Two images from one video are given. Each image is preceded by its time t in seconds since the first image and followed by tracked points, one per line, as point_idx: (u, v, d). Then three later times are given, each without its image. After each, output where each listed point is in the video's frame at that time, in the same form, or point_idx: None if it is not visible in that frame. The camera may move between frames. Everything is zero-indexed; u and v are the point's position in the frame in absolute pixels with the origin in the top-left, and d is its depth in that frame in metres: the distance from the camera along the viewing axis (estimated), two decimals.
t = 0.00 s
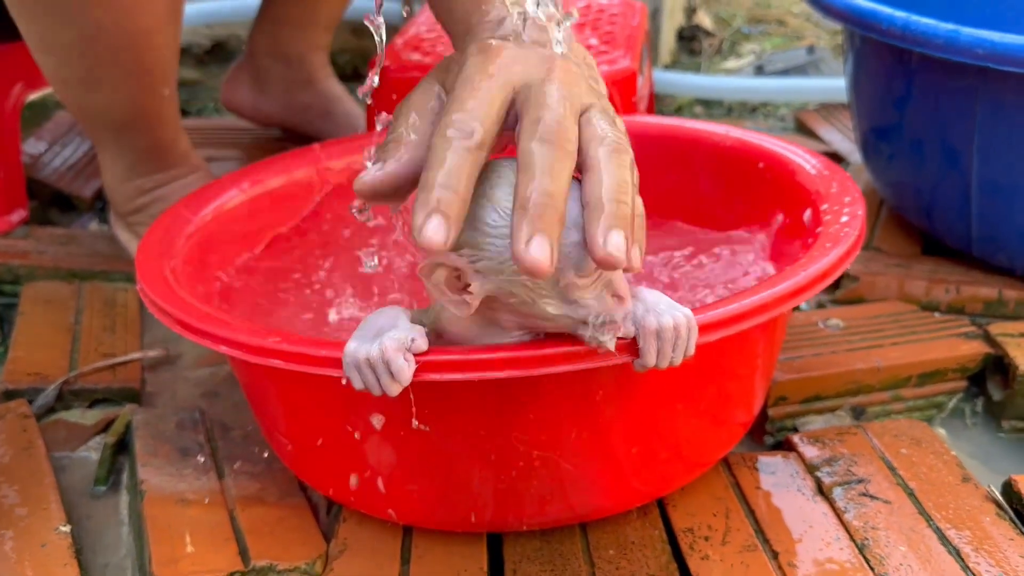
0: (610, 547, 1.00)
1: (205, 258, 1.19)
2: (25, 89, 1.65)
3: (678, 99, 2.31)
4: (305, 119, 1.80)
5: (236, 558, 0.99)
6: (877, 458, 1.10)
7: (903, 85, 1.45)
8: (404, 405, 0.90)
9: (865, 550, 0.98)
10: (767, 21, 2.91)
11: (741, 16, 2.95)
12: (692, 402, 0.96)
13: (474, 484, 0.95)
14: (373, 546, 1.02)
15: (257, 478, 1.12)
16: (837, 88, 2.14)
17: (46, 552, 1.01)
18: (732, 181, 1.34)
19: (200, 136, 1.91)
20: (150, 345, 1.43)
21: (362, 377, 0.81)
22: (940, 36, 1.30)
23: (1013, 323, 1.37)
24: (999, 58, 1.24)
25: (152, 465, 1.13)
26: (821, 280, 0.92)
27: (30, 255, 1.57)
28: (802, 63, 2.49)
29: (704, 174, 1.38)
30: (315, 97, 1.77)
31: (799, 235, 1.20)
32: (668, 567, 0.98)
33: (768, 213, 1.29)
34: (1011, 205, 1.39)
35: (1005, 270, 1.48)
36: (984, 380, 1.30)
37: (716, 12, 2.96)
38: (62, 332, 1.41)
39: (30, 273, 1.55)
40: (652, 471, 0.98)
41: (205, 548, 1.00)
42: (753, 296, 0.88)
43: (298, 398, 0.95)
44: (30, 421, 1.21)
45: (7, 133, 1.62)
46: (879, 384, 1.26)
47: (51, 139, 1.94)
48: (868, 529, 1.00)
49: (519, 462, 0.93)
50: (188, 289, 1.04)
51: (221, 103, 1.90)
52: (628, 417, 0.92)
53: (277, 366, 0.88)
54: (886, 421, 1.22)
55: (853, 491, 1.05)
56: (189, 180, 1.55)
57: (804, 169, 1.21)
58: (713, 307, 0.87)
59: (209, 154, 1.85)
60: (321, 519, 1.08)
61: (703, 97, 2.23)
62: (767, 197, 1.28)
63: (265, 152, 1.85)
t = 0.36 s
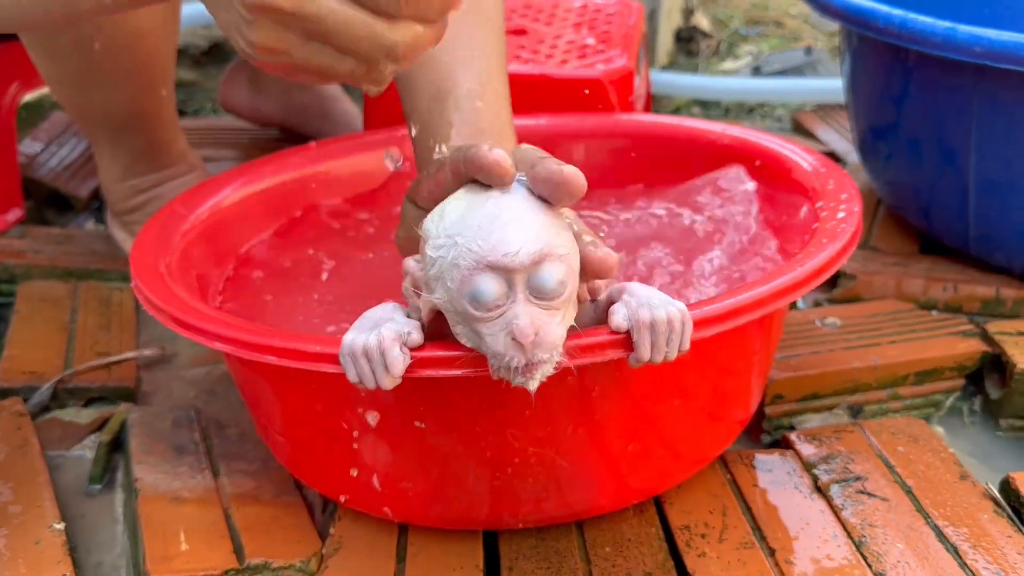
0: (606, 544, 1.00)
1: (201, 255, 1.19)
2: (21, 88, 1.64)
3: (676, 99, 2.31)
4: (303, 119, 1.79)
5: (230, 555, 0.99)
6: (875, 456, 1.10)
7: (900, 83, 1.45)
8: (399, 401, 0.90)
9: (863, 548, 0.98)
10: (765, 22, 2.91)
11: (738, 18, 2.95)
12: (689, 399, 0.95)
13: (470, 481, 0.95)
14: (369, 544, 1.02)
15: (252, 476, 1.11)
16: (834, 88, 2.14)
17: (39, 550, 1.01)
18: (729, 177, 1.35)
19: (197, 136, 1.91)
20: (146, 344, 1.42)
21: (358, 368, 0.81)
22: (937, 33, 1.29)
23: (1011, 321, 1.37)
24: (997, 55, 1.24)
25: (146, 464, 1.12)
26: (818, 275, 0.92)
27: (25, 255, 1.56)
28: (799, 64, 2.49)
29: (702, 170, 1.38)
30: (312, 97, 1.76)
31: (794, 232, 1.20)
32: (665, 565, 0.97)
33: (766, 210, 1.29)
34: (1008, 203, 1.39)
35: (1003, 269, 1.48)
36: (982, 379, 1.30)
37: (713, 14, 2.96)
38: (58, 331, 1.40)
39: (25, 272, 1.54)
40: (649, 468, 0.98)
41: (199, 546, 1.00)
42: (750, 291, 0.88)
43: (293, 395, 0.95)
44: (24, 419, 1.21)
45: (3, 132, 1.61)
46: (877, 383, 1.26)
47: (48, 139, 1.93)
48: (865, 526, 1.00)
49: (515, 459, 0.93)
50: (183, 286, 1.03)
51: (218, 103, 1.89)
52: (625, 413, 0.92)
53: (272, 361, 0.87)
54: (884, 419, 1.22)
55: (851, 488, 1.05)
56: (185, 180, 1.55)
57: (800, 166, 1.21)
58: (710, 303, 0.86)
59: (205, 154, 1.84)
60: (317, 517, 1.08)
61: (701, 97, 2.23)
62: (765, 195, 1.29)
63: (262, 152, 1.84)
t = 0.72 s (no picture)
0: (606, 545, 0.99)
1: (199, 255, 1.18)
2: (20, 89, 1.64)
3: (676, 100, 2.31)
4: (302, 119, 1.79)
5: (228, 555, 0.98)
6: (875, 456, 1.09)
7: (900, 83, 1.44)
8: (398, 400, 0.90)
9: (863, 548, 0.97)
10: (765, 24, 2.91)
11: (738, 19, 2.95)
12: (689, 399, 0.95)
13: (469, 481, 0.94)
14: (368, 543, 1.01)
15: (250, 476, 1.11)
16: (834, 89, 2.14)
17: (36, 550, 1.00)
18: (728, 177, 1.34)
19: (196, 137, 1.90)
20: (144, 343, 1.42)
21: (358, 370, 0.80)
22: (937, 33, 1.29)
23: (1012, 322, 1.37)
24: (997, 55, 1.24)
25: (144, 463, 1.12)
26: (818, 275, 0.91)
27: (24, 255, 1.56)
28: (799, 65, 2.49)
29: (701, 171, 1.37)
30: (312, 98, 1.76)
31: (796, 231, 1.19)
32: (665, 565, 0.97)
33: (766, 211, 1.28)
34: (1008, 204, 1.38)
35: (1003, 269, 1.47)
36: (983, 380, 1.29)
37: (714, 16, 2.96)
38: (56, 331, 1.40)
39: (24, 272, 1.54)
40: (648, 468, 0.98)
41: (197, 545, 0.99)
42: (750, 289, 0.88)
43: (291, 393, 0.95)
44: (22, 419, 1.20)
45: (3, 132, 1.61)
46: (878, 383, 1.26)
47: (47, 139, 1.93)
48: (866, 527, 0.99)
49: (514, 459, 0.92)
50: (181, 284, 1.03)
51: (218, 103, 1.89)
52: (625, 413, 0.92)
53: (270, 358, 0.87)
54: (884, 419, 1.22)
55: (851, 489, 1.05)
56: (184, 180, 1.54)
57: (800, 166, 1.20)
58: (710, 301, 0.86)
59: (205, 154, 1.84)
60: (315, 517, 1.07)
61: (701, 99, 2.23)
62: (765, 195, 1.28)
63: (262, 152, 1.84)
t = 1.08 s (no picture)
0: (607, 546, 0.99)
1: (201, 255, 1.18)
2: (22, 89, 1.64)
3: (677, 102, 2.31)
4: (305, 121, 1.79)
5: (229, 556, 0.98)
6: (877, 458, 1.09)
7: (902, 84, 1.44)
8: (399, 400, 0.89)
9: (866, 550, 0.97)
10: (767, 26, 2.91)
11: (740, 21, 2.95)
12: (690, 400, 0.95)
13: (470, 481, 0.94)
14: (369, 545, 1.01)
15: (251, 476, 1.11)
16: (836, 91, 2.14)
17: (36, 550, 1.00)
18: (730, 177, 1.34)
19: (198, 138, 1.90)
20: (145, 345, 1.42)
21: (357, 371, 0.80)
22: (939, 34, 1.29)
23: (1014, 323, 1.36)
24: (998, 56, 1.24)
25: (145, 464, 1.12)
26: (820, 275, 0.91)
27: (25, 256, 1.56)
28: (801, 67, 2.49)
29: (704, 172, 1.37)
30: (315, 99, 1.76)
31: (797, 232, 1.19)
32: (666, 567, 0.96)
33: (768, 211, 1.28)
34: (1010, 205, 1.38)
35: (1005, 271, 1.47)
36: (985, 381, 1.29)
37: (716, 18, 2.96)
38: (57, 332, 1.40)
39: (25, 273, 1.54)
40: (649, 469, 0.97)
41: (197, 546, 0.99)
42: (752, 290, 0.87)
43: (292, 394, 0.94)
44: (23, 420, 1.20)
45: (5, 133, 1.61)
46: (880, 384, 1.25)
47: (49, 141, 1.93)
48: (868, 528, 0.99)
49: (515, 459, 0.92)
50: (182, 284, 1.03)
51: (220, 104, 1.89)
52: (626, 413, 0.91)
53: (270, 359, 0.87)
54: (886, 421, 1.21)
55: (853, 490, 1.04)
56: (186, 181, 1.55)
57: (802, 166, 1.20)
58: (711, 302, 0.86)
59: (207, 156, 1.84)
60: (316, 518, 1.07)
61: (703, 100, 2.22)
62: (768, 196, 1.27)
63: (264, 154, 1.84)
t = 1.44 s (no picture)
0: (607, 543, 0.99)
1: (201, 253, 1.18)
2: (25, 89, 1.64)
3: (680, 103, 2.31)
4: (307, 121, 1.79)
5: (228, 552, 0.98)
6: (878, 456, 1.09)
7: (904, 84, 1.44)
8: (398, 396, 0.89)
9: (866, 547, 0.97)
10: (769, 28, 2.91)
11: (742, 23, 2.94)
12: (689, 397, 0.94)
13: (469, 478, 0.94)
14: (369, 541, 1.01)
15: (251, 473, 1.11)
16: (838, 92, 2.13)
17: (36, 545, 1.00)
18: (732, 176, 1.33)
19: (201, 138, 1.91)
20: (146, 343, 1.42)
21: (359, 364, 0.80)
22: (940, 33, 1.29)
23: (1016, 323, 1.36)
24: (1000, 55, 1.24)
25: (145, 460, 1.12)
26: (820, 273, 0.91)
27: (28, 254, 1.56)
28: (803, 68, 2.49)
29: (705, 171, 1.37)
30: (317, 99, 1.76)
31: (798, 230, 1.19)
32: (666, 564, 0.96)
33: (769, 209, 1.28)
34: (1012, 205, 1.38)
35: (1007, 271, 1.47)
36: (986, 381, 1.29)
37: (718, 20, 2.96)
38: (59, 330, 1.40)
39: (27, 272, 1.54)
40: (649, 466, 0.97)
41: (197, 542, 0.99)
42: (751, 286, 0.87)
43: (292, 390, 0.94)
44: (24, 416, 1.20)
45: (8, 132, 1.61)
46: (881, 384, 1.25)
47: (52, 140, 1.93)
48: (868, 526, 0.99)
49: (515, 456, 0.92)
50: (183, 280, 1.03)
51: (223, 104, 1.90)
52: (627, 411, 0.91)
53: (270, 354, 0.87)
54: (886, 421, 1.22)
55: (853, 488, 1.04)
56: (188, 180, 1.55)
57: (802, 165, 1.20)
58: (711, 298, 0.86)
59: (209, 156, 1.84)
60: (316, 515, 1.07)
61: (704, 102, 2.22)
62: (769, 195, 1.27)
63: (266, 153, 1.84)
